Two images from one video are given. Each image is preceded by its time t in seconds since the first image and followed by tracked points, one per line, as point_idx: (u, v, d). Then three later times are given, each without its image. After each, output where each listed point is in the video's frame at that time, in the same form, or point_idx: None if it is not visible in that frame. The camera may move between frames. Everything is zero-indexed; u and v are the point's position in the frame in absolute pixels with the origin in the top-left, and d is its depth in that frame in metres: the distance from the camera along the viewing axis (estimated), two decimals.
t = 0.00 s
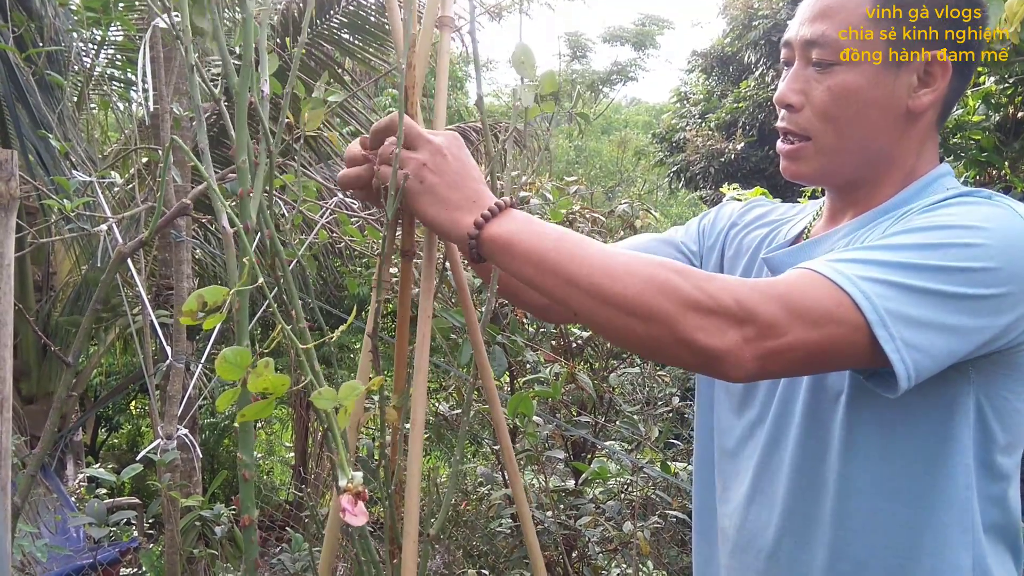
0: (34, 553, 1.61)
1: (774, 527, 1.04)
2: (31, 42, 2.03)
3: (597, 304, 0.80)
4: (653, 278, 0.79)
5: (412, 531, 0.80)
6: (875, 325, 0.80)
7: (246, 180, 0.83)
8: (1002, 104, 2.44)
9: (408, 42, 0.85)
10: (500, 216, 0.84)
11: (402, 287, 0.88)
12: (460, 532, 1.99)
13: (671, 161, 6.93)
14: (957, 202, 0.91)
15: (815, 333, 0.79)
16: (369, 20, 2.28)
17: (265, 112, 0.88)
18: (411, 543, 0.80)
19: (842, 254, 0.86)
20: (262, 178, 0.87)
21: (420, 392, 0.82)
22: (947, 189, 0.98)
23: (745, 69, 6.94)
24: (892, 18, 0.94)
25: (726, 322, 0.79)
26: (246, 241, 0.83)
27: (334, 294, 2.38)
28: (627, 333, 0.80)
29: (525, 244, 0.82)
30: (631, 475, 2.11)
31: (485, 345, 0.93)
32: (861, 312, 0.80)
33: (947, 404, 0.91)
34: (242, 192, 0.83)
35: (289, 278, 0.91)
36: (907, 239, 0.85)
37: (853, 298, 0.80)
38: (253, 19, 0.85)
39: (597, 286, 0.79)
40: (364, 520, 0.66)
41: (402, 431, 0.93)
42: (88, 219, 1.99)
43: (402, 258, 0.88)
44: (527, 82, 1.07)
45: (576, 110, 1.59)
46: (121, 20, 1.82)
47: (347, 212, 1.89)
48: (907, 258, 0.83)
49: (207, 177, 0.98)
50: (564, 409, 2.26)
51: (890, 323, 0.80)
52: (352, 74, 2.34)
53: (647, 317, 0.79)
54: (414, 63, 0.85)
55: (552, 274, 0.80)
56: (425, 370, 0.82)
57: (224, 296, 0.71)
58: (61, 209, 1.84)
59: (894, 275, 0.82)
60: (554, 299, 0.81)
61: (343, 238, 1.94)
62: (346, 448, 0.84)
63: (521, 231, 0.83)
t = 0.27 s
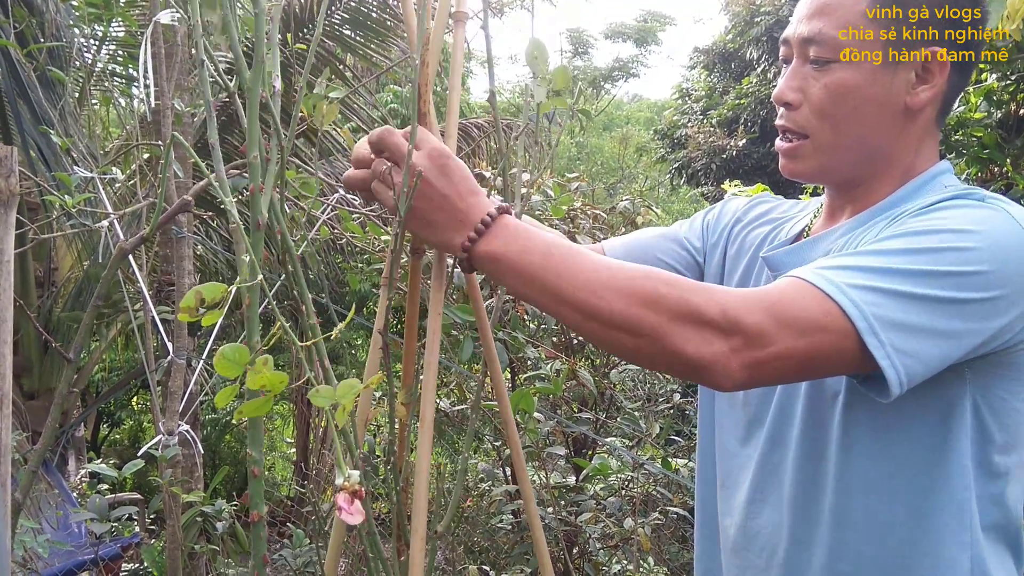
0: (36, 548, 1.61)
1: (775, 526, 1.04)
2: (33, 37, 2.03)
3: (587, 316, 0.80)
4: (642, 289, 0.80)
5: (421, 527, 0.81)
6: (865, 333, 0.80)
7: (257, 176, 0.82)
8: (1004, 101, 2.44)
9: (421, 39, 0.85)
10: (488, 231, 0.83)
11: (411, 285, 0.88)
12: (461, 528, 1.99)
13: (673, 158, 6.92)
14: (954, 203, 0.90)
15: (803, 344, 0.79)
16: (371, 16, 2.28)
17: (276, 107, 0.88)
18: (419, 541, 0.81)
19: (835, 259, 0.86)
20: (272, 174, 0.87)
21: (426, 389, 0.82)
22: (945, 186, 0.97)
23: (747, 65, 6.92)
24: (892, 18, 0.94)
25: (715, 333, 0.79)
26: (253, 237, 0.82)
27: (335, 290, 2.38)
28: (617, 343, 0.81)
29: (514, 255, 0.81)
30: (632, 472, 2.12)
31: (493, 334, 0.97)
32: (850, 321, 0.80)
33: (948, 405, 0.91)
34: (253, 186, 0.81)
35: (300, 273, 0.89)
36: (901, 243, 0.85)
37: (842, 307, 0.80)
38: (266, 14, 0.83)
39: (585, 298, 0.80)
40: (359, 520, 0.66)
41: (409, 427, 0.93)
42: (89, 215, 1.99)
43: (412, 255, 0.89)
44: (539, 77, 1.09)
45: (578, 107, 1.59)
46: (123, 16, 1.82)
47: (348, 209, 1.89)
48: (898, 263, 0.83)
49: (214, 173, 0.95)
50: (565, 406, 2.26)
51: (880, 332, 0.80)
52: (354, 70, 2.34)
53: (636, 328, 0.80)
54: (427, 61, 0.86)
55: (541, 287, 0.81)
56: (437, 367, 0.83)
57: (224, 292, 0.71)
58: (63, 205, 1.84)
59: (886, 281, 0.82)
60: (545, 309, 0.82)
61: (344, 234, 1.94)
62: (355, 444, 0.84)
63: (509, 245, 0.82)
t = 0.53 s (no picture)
0: (36, 545, 1.61)
1: (775, 525, 1.04)
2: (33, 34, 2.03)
3: (598, 318, 0.83)
4: (648, 303, 0.81)
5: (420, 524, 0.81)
6: (866, 348, 0.80)
7: (254, 173, 0.82)
8: (1004, 98, 2.43)
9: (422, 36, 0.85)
10: (521, 219, 0.85)
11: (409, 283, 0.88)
12: (461, 525, 1.99)
13: (674, 155, 6.92)
14: (955, 208, 0.90)
15: (802, 362, 0.80)
16: (371, 13, 2.28)
17: (274, 104, 0.87)
18: (417, 536, 0.81)
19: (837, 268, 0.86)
20: (269, 171, 0.86)
21: (426, 386, 0.82)
22: (946, 186, 0.97)
23: (748, 62, 6.92)
24: (892, 17, 0.93)
25: (715, 351, 0.80)
26: (252, 234, 0.82)
27: (335, 287, 2.38)
28: (623, 345, 0.84)
29: (543, 248, 0.85)
30: (632, 469, 2.12)
31: (491, 330, 0.97)
32: (850, 335, 0.80)
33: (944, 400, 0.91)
34: (250, 183, 0.81)
35: (298, 271, 0.89)
36: (903, 252, 0.85)
37: (842, 323, 0.80)
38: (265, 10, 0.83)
39: (596, 302, 0.82)
40: (362, 515, 0.66)
41: (405, 424, 0.93)
42: (90, 212, 1.99)
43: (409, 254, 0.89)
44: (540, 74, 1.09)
45: (578, 104, 1.59)
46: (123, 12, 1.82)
47: (348, 205, 1.89)
48: (902, 274, 0.83)
49: (213, 171, 0.94)
50: (565, 403, 2.26)
51: (883, 346, 0.80)
52: (354, 67, 2.34)
53: (639, 338, 0.82)
54: (424, 57, 0.86)
55: (563, 282, 0.84)
56: (433, 364, 0.82)
57: (222, 288, 0.71)
58: (63, 201, 1.84)
59: (888, 290, 0.82)
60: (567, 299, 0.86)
61: (344, 232, 1.94)
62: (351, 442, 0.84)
63: (540, 235, 0.85)
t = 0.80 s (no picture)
0: (35, 541, 1.61)
1: (776, 522, 1.04)
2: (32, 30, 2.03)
3: (610, 318, 0.82)
4: (664, 306, 0.80)
5: (422, 521, 0.81)
6: (874, 347, 0.80)
7: (253, 169, 0.81)
8: (1003, 95, 2.44)
9: (428, 35, 0.85)
10: (536, 216, 0.83)
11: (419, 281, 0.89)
12: (461, 523, 1.99)
13: (673, 152, 6.92)
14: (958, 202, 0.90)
15: (812, 363, 0.80)
16: (371, 10, 2.27)
17: (273, 101, 0.87)
18: (418, 533, 0.81)
19: (845, 265, 0.85)
20: (269, 168, 0.86)
21: (428, 384, 0.82)
22: (949, 182, 0.97)
23: (748, 60, 6.91)
24: (892, 18, 0.93)
25: (729, 355, 0.80)
26: (253, 231, 0.82)
27: (335, 285, 2.38)
28: (634, 346, 0.83)
29: (556, 242, 0.83)
30: (631, 466, 2.12)
31: (494, 328, 0.97)
32: (856, 334, 0.80)
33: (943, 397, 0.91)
34: (251, 179, 0.81)
35: (299, 267, 0.89)
36: (911, 248, 0.84)
37: (849, 322, 0.80)
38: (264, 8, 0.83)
39: (609, 301, 0.81)
40: (364, 510, 0.66)
41: (411, 422, 0.93)
42: (89, 209, 1.99)
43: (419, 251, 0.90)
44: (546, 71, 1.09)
45: (578, 101, 1.59)
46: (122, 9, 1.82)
47: (348, 203, 1.89)
48: (911, 271, 0.83)
49: (211, 167, 0.94)
50: (565, 400, 2.26)
51: (891, 345, 0.81)
52: (353, 64, 2.33)
53: (651, 340, 0.81)
54: (435, 56, 0.86)
55: (575, 278, 0.83)
56: (438, 360, 0.83)
57: (223, 284, 0.70)
58: (62, 198, 1.84)
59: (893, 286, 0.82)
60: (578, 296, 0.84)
61: (344, 229, 1.94)
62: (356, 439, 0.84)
63: (552, 231, 0.83)
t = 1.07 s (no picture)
0: (35, 541, 1.62)
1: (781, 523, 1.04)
2: (32, 30, 2.03)
3: (617, 310, 0.84)
4: (668, 297, 0.81)
5: (421, 520, 0.81)
6: (883, 345, 0.80)
7: (255, 169, 0.82)
8: (1002, 95, 2.44)
9: (429, 36, 0.85)
10: (540, 211, 0.85)
11: (420, 280, 0.89)
12: (461, 522, 2.00)
13: (673, 152, 6.92)
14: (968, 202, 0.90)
15: (818, 358, 0.81)
16: (371, 10, 2.28)
17: (275, 101, 0.87)
18: (417, 533, 0.82)
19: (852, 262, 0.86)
20: (271, 168, 0.86)
21: (429, 384, 0.82)
22: (957, 183, 0.97)
23: (747, 60, 6.91)
24: (892, 17, 0.93)
25: (734, 347, 0.80)
26: (255, 230, 0.82)
27: (335, 284, 2.38)
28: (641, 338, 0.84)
29: (564, 235, 0.85)
30: (631, 466, 2.12)
31: (494, 329, 0.97)
32: (865, 332, 0.81)
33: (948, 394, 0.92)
34: (253, 179, 0.81)
35: (299, 267, 0.89)
36: (919, 246, 0.85)
37: (859, 320, 0.80)
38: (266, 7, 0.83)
39: (615, 293, 0.83)
40: (355, 511, 0.67)
41: (411, 422, 0.93)
42: (89, 209, 1.99)
43: (419, 252, 0.90)
44: (546, 72, 1.10)
45: (578, 101, 1.59)
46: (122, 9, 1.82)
47: (348, 202, 1.89)
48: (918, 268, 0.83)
49: (214, 167, 0.94)
50: (565, 400, 2.27)
51: (900, 342, 0.81)
52: (353, 64, 2.33)
53: (656, 332, 0.82)
54: (436, 57, 0.87)
55: (583, 271, 0.85)
56: (437, 360, 0.83)
57: (220, 285, 0.71)
58: (62, 198, 1.84)
59: (902, 286, 0.83)
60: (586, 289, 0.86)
61: (344, 229, 1.95)
62: (355, 441, 0.85)
63: (560, 224, 0.85)
